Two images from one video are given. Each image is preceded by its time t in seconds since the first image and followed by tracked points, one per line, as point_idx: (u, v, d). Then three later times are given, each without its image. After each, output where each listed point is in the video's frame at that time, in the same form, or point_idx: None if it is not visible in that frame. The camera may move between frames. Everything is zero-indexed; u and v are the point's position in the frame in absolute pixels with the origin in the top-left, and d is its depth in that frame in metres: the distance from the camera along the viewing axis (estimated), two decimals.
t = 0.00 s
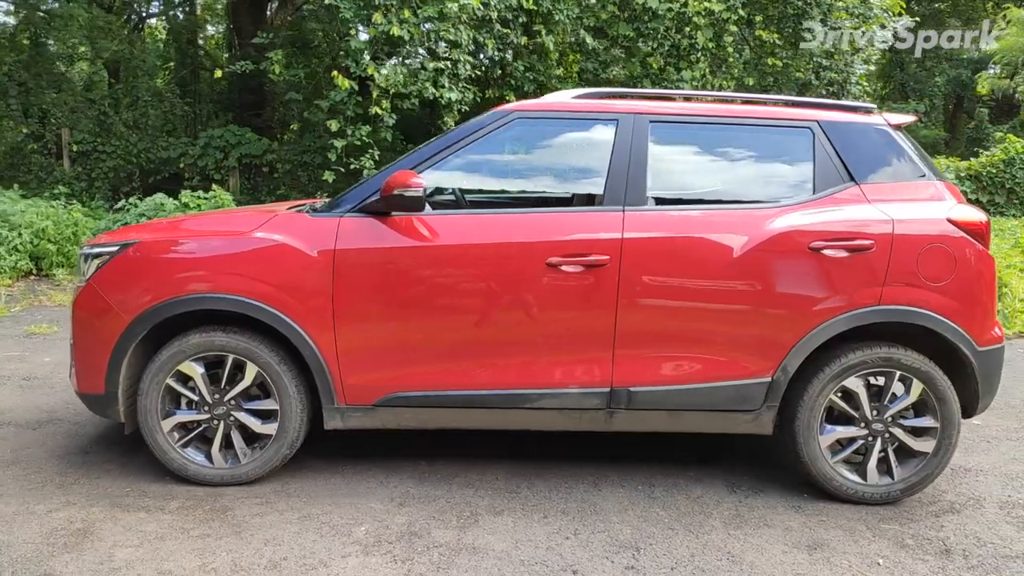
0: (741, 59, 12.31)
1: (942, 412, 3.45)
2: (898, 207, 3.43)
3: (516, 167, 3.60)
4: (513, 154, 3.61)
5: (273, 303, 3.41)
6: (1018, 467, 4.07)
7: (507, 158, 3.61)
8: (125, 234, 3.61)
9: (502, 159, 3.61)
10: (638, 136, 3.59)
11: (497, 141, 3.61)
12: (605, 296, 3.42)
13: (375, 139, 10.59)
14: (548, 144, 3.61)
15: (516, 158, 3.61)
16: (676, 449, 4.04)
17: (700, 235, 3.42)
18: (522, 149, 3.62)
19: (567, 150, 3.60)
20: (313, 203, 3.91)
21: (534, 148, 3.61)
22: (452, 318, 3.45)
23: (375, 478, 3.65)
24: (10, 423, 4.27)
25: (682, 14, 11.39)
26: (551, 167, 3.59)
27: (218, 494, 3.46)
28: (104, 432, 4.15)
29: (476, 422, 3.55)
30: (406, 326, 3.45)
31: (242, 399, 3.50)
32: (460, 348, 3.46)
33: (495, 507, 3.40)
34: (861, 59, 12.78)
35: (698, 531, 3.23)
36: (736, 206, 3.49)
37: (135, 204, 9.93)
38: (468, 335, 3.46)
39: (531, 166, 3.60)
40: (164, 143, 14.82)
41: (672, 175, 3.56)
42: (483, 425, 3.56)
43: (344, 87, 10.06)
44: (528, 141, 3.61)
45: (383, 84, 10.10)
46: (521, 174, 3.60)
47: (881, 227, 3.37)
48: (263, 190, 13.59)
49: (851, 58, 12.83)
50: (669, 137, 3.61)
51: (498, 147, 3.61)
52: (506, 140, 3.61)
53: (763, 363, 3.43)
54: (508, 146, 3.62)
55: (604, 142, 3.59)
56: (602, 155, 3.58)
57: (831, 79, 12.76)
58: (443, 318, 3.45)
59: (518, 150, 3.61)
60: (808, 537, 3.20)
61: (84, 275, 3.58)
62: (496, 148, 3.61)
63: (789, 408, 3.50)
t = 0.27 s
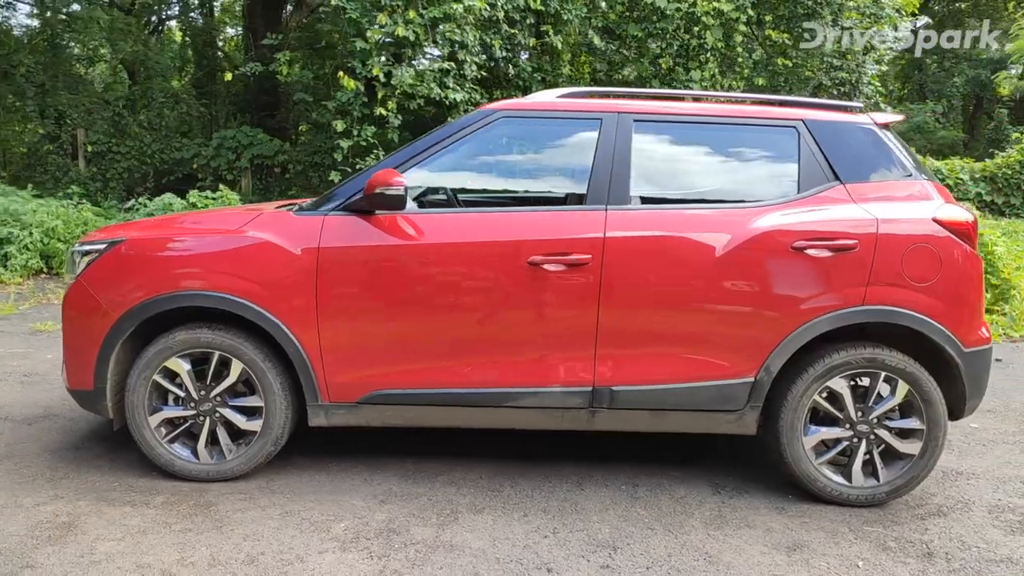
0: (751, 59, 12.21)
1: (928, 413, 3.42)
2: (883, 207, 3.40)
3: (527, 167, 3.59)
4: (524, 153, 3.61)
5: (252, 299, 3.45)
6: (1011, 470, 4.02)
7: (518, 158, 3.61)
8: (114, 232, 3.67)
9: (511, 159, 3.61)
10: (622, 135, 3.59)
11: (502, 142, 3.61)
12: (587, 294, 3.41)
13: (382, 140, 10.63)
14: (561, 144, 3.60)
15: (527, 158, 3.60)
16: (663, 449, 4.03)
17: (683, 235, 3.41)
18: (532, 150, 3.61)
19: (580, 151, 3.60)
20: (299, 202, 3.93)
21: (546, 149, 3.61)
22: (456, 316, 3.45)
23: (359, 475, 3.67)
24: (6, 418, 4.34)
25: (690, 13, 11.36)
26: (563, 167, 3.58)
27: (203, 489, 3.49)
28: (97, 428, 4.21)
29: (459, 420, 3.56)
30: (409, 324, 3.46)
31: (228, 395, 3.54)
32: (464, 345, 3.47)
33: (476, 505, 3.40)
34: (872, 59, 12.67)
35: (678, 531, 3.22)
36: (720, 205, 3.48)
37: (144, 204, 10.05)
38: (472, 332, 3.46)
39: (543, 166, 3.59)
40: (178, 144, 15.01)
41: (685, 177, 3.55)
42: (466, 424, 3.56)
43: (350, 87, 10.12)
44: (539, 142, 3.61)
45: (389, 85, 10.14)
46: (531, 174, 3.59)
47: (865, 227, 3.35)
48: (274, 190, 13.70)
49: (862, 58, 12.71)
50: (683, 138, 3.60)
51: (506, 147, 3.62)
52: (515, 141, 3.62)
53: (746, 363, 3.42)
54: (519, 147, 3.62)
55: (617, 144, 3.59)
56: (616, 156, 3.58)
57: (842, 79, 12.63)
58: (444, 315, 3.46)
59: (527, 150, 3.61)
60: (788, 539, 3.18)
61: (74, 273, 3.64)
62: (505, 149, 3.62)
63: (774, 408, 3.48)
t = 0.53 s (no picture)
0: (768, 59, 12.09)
1: (913, 418, 3.38)
2: (868, 210, 3.38)
3: (545, 170, 3.59)
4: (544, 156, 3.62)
5: (236, 297, 3.50)
6: (1005, 478, 3.96)
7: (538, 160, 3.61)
8: (107, 232, 3.75)
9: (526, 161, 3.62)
10: (606, 137, 3.61)
11: (501, 144, 3.64)
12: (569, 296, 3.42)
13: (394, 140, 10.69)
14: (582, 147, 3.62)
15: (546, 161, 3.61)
16: (651, 452, 4.02)
17: (665, 237, 3.40)
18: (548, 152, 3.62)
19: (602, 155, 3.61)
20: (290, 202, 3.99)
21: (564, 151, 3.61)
22: (468, 316, 3.46)
23: (345, 474, 3.71)
24: (9, 413, 4.45)
25: (705, 13, 11.30)
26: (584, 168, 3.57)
27: (190, 485, 3.56)
28: (95, 424, 4.30)
29: (442, 421, 3.58)
30: (422, 322, 3.48)
31: (216, 393, 3.60)
32: (476, 342, 3.47)
33: (456, 505, 3.43)
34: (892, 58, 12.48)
35: (655, 533, 3.22)
36: (702, 208, 3.47)
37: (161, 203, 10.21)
38: (483, 330, 3.46)
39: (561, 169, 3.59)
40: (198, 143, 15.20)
41: (703, 180, 3.54)
42: (449, 424, 3.59)
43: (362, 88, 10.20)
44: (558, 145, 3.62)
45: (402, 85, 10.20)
46: (549, 176, 3.58)
47: (850, 230, 3.32)
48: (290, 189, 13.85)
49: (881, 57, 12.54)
50: (704, 142, 3.59)
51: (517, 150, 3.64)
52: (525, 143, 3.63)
53: (726, 367, 3.41)
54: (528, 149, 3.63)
55: (640, 148, 3.60)
56: (639, 160, 3.59)
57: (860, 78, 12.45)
58: (451, 315, 3.47)
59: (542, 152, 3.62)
60: (766, 543, 3.16)
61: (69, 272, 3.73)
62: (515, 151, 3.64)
63: (758, 412, 3.46)
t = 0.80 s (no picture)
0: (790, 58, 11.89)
1: (901, 420, 3.31)
2: (856, 208, 3.31)
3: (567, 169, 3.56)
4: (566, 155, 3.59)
5: (221, 292, 3.55)
6: (1004, 484, 3.85)
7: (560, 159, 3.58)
8: (101, 228, 3.81)
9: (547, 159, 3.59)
10: (592, 135, 3.59)
11: (516, 144, 3.63)
12: (550, 294, 3.41)
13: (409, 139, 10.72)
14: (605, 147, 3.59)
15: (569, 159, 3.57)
16: (640, 451, 3.99)
17: (647, 234, 3.37)
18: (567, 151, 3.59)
19: (625, 155, 3.58)
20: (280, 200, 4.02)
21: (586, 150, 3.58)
22: (472, 314, 3.46)
23: (331, 470, 3.74)
24: (14, 404, 4.55)
25: (725, 11, 11.09)
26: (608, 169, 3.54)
27: (178, 478, 3.61)
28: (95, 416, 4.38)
29: (425, 418, 3.59)
30: (428, 318, 3.49)
31: (204, 388, 3.65)
32: (480, 338, 3.48)
33: (437, 502, 3.43)
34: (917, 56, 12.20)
35: (634, 534, 3.19)
36: (687, 206, 3.43)
37: (179, 201, 10.37)
38: (490, 326, 3.47)
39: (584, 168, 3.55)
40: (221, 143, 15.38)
41: (726, 179, 3.48)
42: (432, 421, 3.59)
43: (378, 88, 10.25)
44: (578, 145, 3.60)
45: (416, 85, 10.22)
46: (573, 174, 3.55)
47: (837, 228, 3.26)
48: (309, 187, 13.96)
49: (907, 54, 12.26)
50: (727, 140, 3.53)
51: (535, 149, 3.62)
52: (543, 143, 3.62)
53: (709, 367, 3.37)
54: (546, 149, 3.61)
55: (662, 148, 3.56)
56: (662, 160, 3.55)
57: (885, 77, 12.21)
58: (453, 314, 3.48)
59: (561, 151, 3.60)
60: (745, 546, 3.13)
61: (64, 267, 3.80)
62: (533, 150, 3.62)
63: (743, 412, 3.42)
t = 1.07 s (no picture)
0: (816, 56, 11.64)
1: (891, 427, 3.21)
2: (846, 207, 3.22)
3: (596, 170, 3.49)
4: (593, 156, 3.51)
5: (208, 288, 3.56)
6: (1007, 495, 3.71)
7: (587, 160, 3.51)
8: (93, 223, 3.85)
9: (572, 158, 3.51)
10: (577, 132, 3.53)
11: (536, 144, 3.55)
12: (531, 293, 3.36)
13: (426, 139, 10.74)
14: (630, 148, 3.51)
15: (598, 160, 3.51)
16: (630, 456, 3.92)
17: (630, 233, 3.31)
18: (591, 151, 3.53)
19: (612, 152, 3.52)
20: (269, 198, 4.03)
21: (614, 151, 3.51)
22: (479, 313, 3.40)
23: (315, 468, 3.73)
24: (16, 397, 4.63)
25: (747, 8, 10.95)
26: (634, 171, 3.47)
27: (163, 473, 3.63)
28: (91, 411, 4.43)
29: (408, 417, 3.56)
30: (432, 317, 3.44)
31: (190, 383, 3.67)
32: (480, 338, 3.42)
33: (417, 502, 3.40)
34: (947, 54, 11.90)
35: (613, 539, 3.13)
36: (672, 204, 3.36)
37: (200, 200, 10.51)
38: (490, 326, 3.40)
39: (613, 170, 3.49)
40: (249, 143, 15.69)
41: (753, 177, 3.37)
42: (414, 421, 3.57)
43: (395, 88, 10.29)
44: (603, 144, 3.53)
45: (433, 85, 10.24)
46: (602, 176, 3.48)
47: (825, 228, 3.17)
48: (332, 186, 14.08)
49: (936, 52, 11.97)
50: (752, 138, 3.42)
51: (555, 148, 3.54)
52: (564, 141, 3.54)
53: (693, 368, 3.30)
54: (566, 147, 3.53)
55: (686, 147, 3.46)
56: (686, 159, 3.45)
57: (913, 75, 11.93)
58: (453, 313, 3.42)
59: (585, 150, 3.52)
60: (725, 553, 3.04)
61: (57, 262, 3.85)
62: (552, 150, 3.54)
63: (730, 417, 3.34)
